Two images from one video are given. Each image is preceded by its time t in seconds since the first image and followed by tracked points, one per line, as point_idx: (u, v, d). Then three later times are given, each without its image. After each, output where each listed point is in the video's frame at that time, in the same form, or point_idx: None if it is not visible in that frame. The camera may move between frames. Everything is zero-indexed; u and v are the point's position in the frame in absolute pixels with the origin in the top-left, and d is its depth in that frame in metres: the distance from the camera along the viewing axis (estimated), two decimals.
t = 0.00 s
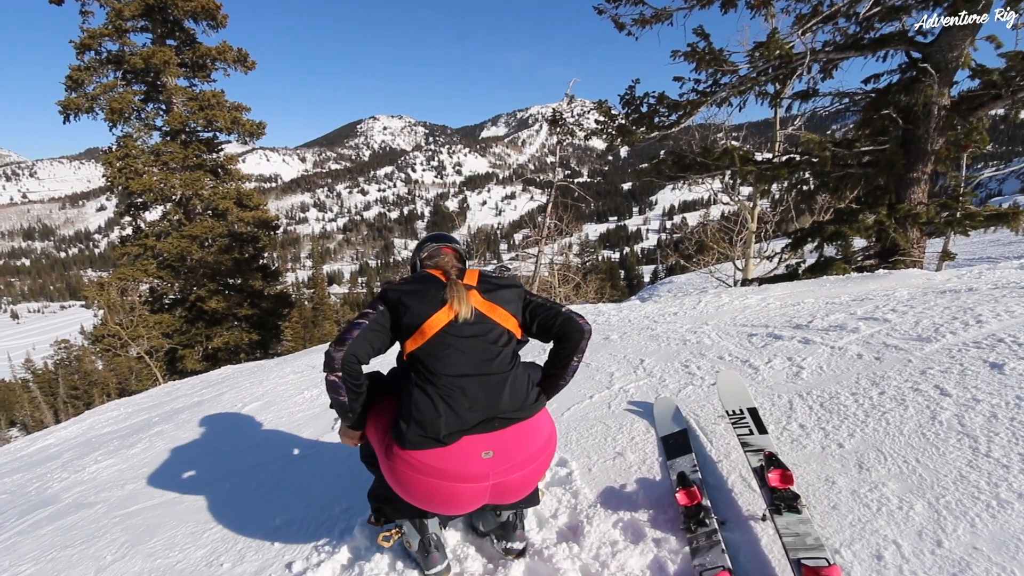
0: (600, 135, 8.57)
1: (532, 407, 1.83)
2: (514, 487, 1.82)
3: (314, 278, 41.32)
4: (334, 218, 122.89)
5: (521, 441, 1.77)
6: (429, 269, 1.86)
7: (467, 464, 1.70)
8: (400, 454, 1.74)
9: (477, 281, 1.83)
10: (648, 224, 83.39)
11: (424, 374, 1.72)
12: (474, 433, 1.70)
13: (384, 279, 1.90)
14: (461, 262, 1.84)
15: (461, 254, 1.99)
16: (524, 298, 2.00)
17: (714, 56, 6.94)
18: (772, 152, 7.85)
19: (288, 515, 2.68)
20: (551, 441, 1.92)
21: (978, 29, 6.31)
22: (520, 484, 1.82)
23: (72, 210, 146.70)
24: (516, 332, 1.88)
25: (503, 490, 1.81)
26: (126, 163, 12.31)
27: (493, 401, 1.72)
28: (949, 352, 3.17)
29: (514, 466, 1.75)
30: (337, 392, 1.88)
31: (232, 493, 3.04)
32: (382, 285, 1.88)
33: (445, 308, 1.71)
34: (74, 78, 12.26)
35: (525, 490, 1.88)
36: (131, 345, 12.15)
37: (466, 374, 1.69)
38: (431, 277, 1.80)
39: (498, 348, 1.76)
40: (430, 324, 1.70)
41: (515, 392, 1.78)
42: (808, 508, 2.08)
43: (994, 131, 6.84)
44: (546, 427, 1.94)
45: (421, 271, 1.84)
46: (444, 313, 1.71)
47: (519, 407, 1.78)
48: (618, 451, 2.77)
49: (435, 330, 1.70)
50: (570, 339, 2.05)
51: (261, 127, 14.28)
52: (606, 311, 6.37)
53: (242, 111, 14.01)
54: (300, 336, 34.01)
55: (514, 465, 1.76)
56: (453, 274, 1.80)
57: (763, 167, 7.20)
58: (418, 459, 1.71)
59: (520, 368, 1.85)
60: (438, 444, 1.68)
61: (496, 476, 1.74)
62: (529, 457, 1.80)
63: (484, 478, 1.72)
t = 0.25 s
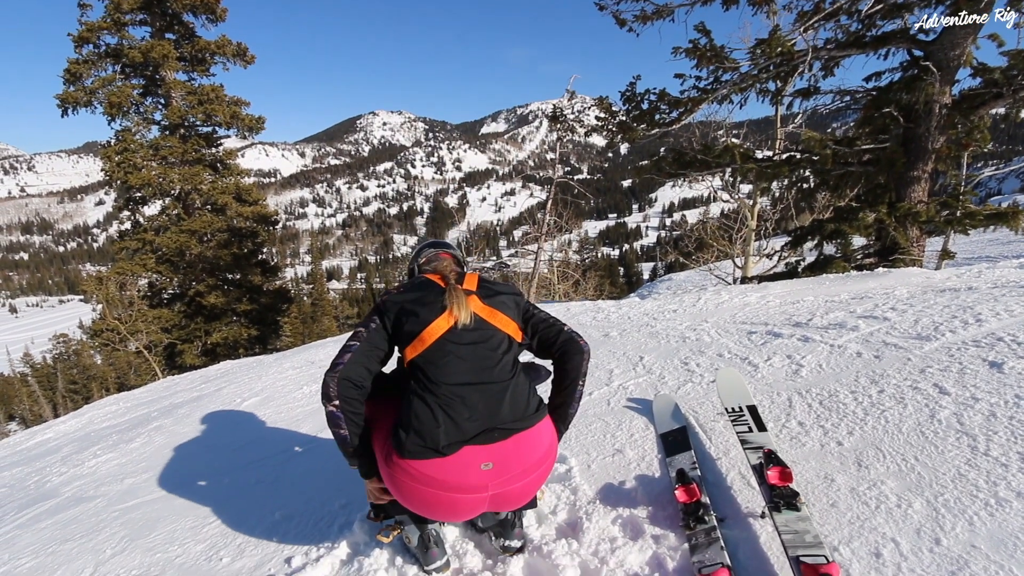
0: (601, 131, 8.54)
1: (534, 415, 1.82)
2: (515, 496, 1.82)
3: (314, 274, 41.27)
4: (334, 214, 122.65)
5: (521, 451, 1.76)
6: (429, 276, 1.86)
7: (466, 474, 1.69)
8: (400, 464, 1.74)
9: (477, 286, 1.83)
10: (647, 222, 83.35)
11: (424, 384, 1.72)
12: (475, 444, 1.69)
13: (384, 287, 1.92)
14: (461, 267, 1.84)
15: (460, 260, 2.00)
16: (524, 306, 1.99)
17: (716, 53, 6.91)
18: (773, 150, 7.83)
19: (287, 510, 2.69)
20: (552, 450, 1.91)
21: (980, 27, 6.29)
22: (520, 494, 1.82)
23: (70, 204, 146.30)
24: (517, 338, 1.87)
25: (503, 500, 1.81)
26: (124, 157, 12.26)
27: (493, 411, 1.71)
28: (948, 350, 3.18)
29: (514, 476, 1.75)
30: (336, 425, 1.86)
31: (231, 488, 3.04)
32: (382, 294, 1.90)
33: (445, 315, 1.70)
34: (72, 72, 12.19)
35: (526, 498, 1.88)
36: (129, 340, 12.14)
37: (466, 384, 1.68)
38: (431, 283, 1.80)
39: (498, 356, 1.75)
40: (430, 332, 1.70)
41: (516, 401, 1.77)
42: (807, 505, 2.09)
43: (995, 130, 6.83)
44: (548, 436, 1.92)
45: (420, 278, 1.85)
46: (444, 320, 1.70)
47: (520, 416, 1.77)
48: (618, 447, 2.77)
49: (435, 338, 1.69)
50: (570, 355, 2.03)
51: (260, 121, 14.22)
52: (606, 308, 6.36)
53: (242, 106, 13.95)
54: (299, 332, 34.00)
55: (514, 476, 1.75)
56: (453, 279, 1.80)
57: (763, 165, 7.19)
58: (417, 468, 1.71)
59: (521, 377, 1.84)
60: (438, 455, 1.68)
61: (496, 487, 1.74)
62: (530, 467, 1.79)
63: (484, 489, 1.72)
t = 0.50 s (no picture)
0: (599, 129, 8.53)
1: (534, 405, 1.83)
2: (514, 487, 1.81)
3: (311, 272, 41.14)
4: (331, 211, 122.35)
5: (521, 441, 1.76)
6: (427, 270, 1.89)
7: (465, 463, 1.69)
8: (399, 454, 1.73)
9: (475, 280, 1.85)
10: (645, 220, 83.40)
11: (423, 373, 1.71)
12: (475, 434, 1.69)
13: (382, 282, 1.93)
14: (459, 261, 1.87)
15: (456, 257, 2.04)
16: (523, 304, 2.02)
17: (714, 50, 6.90)
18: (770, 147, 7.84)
19: (285, 509, 2.69)
20: (552, 441, 1.91)
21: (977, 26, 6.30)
22: (520, 484, 1.82)
23: (67, 202, 145.81)
24: (517, 328, 1.88)
25: (502, 491, 1.81)
26: (121, 154, 12.20)
27: (493, 400, 1.71)
28: (945, 348, 3.19)
29: (514, 466, 1.75)
30: (335, 421, 1.86)
31: (230, 487, 3.04)
32: (380, 289, 1.91)
33: (445, 305, 1.71)
34: (68, 68, 12.11)
35: (525, 490, 1.88)
36: (126, 338, 12.10)
37: (466, 373, 1.68)
38: (430, 276, 1.82)
39: (499, 345, 1.75)
40: (429, 321, 1.70)
41: (516, 390, 1.77)
42: (805, 503, 2.10)
43: (991, 129, 6.84)
44: (547, 427, 1.92)
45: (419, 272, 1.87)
46: (444, 309, 1.71)
47: (521, 406, 1.77)
48: (616, 445, 2.78)
49: (435, 327, 1.69)
50: (569, 357, 2.03)
51: (257, 119, 14.17)
52: (604, 306, 6.37)
53: (239, 103, 13.89)
54: (297, 330, 34.03)
55: (514, 466, 1.75)
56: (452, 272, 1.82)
57: (761, 163, 7.19)
58: (415, 458, 1.70)
59: (521, 367, 1.85)
60: (437, 444, 1.67)
61: (495, 477, 1.74)
62: (529, 458, 1.79)
63: (483, 478, 1.72)
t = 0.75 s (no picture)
0: (600, 128, 8.53)
1: (537, 384, 1.83)
2: (519, 468, 1.80)
3: (312, 271, 41.11)
4: (332, 211, 122.34)
5: (525, 421, 1.76)
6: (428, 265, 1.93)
7: (470, 441, 1.68)
8: (404, 436, 1.72)
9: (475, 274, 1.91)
10: (646, 219, 83.35)
11: (426, 354, 1.71)
12: (479, 412, 1.69)
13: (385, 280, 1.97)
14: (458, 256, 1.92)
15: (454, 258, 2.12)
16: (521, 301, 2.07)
17: (715, 50, 6.89)
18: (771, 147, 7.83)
19: (286, 507, 2.69)
20: (556, 423, 1.91)
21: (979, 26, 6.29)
22: (525, 465, 1.81)
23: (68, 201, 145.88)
24: (518, 314, 1.90)
25: (507, 472, 1.79)
26: (122, 153, 12.20)
27: (497, 377, 1.70)
28: (946, 348, 3.18)
29: (519, 444, 1.74)
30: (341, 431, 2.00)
31: (230, 485, 3.04)
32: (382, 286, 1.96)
33: (447, 290, 1.74)
34: (68, 67, 12.10)
35: (530, 473, 1.87)
36: (127, 337, 12.10)
37: (469, 351, 1.68)
38: (431, 270, 1.86)
39: (502, 326, 1.76)
40: (432, 304, 1.72)
41: (520, 369, 1.77)
42: (805, 503, 2.10)
43: (993, 129, 6.83)
44: (551, 410, 1.92)
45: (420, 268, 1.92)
46: (446, 294, 1.74)
47: (525, 384, 1.77)
48: (616, 445, 2.78)
49: (438, 310, 1.71)
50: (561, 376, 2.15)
51: (258, 118, 14.17)
52: (605, 305, 6.37)
53: (239, 102, 13.89)
54: (298, 329, 34.06)
55: (518, 445, 1.74)
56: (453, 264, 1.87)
57: (762, 162, 7.18)
58: (419, 437, 1.69)
59: (524, 349, 1.85)
60: (442, 422, 1.66)
61: (500, 456, 1.73)
62: (534, 438, 1.78)
63: (488, 457, 1.71)
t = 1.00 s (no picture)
0: (600, 128, 8.52)
1: (538, 386, 1.83)
2: (522, 471, 1.80)
3: (312, 272, 41.09)
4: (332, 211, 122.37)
5: (526, 423, 1.76)
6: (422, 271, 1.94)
7: (472, 445, 1.68)
8: (407, 441, 1.73)
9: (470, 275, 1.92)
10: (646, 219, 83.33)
11: (426, 359, 1.71)
12: (481, 416, 1.69)
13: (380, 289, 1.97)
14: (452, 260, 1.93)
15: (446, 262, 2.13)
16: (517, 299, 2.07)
17: (715, 49, 6.89)
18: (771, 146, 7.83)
19: (287, 507, 2.70)
20: (557, 426, 1.91)
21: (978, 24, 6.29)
22: (528, 468, 1.81)
23: (68, 202, 146.01)
24: (516, 313, 1.90)
25: (509, 476, 1.79)
26: (122, 154, 12.21)
27: (497, 380, 1.71)
28: (946, 347, 3.18)
29: (520, 447, 1.74)
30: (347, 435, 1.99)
31: (231, 485, 3.04)
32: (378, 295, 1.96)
33: (443, 294, 1.75)
34: (68, 68, 12.11)
35: (533, 475, 1.86)
36: (128, 338, 12.11)
37: (469, 354, 1.69)
38: (426, 275, 1.87)
39: (500, 326, 1.77)
40: (429, 308, 1.72)
41: (520, 371, 1.78)
42: (806, 501, 2.10)
43: (993, 127, 6.82)
44: (552, 413, 1.93)
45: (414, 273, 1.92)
46: (442, 297, 1.74)
47: (525, 387, 1.78)
48: (617, 444, 2.78)
49: (435, 314, 1.71)
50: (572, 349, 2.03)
51: (258, 118, 14.18)
52: (605, 305, 6.37)
53: (239, 103, 13.90)
54: (298, 329, 34.09)
55: (520, 448, 1.74)
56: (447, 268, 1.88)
57: (762, 161, 7.17)
58: (421, 442, 1.70)
59: (523, 351, 1.86)
60: (444, 427, 1.67)
61: (501, 460, 1.73)
62: (535, 440, 1.78)
63: (491, 459, 1.71)
